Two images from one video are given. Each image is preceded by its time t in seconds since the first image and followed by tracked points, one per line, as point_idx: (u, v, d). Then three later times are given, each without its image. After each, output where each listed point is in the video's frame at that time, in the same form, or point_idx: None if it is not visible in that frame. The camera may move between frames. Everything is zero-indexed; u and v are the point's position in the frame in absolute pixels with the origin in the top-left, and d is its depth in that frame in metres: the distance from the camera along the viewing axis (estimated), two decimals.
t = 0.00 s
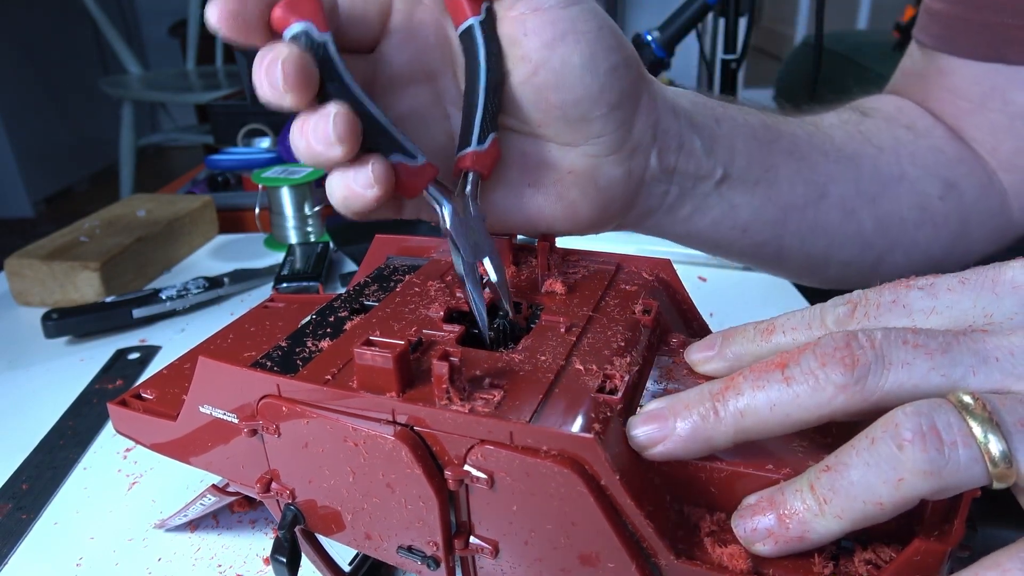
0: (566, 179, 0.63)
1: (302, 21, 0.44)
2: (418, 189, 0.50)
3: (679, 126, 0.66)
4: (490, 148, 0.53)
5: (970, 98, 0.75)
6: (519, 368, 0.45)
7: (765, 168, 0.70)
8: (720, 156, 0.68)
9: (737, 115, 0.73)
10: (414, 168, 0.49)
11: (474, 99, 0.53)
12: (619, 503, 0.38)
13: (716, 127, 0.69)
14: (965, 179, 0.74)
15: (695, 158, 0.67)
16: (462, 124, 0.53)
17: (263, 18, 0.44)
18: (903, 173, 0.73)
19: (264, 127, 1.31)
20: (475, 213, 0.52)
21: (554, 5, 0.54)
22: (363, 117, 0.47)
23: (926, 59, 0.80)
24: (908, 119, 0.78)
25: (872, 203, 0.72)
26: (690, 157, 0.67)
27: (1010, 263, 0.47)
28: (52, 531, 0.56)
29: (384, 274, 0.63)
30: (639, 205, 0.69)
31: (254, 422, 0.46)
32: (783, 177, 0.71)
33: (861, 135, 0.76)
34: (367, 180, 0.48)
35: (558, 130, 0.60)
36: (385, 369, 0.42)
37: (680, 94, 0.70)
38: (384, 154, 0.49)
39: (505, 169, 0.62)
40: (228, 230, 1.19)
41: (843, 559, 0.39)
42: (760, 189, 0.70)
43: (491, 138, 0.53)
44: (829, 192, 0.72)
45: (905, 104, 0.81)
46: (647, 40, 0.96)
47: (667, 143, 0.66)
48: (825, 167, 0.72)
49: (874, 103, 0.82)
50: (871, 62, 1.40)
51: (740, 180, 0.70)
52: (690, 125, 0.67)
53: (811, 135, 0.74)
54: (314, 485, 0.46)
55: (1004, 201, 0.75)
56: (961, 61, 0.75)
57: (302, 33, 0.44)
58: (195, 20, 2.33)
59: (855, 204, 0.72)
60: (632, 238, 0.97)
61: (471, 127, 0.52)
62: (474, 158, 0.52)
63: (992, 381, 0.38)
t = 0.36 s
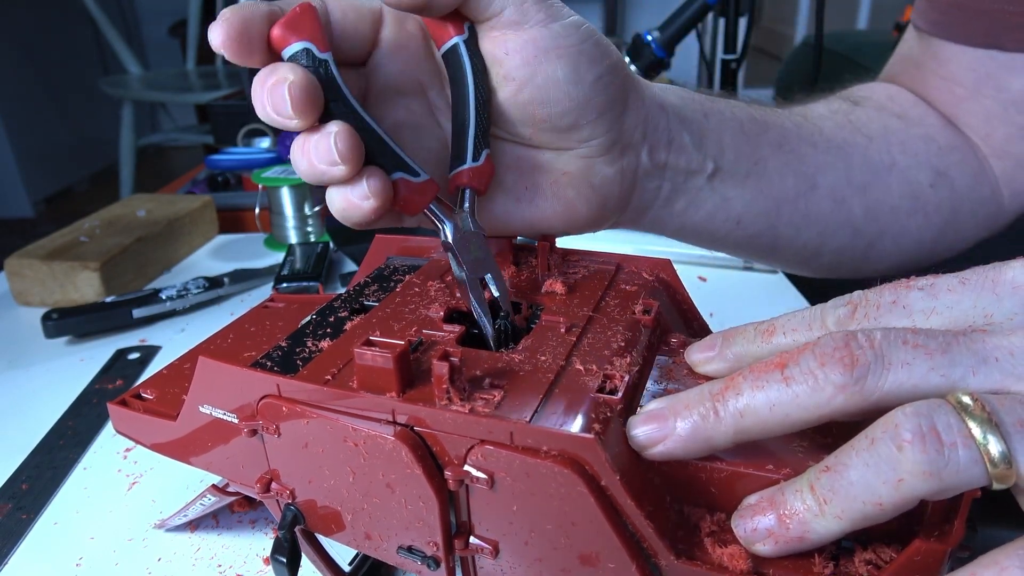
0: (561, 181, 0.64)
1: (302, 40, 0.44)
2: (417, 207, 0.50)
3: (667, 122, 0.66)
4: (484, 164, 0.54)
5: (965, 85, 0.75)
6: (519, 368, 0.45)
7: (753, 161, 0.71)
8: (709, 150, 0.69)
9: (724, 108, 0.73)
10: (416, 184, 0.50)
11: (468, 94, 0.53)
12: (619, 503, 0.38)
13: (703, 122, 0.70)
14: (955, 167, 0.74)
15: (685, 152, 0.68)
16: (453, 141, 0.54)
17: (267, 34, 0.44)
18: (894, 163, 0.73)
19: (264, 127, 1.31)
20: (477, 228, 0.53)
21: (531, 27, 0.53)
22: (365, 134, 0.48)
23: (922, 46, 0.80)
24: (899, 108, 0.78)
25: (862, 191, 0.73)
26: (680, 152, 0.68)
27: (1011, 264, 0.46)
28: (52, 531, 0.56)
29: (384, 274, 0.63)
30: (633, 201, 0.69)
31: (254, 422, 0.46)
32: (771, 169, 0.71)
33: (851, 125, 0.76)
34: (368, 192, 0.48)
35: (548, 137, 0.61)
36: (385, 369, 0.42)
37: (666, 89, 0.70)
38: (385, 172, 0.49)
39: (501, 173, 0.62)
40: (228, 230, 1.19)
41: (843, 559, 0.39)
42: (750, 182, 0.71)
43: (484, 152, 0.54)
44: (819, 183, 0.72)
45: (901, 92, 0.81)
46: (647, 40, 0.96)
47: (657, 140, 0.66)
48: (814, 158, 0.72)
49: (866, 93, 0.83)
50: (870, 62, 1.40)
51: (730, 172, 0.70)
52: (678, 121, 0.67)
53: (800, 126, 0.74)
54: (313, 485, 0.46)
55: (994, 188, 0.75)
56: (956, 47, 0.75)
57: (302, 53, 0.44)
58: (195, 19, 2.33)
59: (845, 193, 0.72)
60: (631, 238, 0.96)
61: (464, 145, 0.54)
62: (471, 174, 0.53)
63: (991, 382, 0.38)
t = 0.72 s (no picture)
0: (564, 182, 0.64)
1: (317, 34, 0.44)
2: (424, 207, 0.50)
3: (670, 118, 0.66)
4: (494, 163, 0.54)
5: (965, 82, 0.75)
6: (520, 368, 0.45)
7: (754, 158, 0.71)
8: (710, 148, 0.69)
9: (724, 107, 0.72)
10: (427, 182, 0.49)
11: (474, 103, 0.53)
12: (619, 503, 0.38)
13: (703, 121, 0.69)
14: (955, 164, 0.74)
15: (688, 152, 0.68)
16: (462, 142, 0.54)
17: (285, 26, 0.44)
18: (893, 159, 0.74)
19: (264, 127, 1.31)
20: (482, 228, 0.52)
21: (542, 49, 0.52)
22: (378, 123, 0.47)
23: (922, 42, 0.80)
24: (898, 105, 0.78)
25: (862, 187, 0.73)
26: (681, 151, 0.68)
27: (1010, 263, 0.46)
28: (52, 531, 0.56)
29: (385, 274, 0.63)
30: (635, 199, 0.69)
31: (255, 421, 0.46)
32: (774, 167, 0.71)
33: (850, 122, 0.76)
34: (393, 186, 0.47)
35: (551, 143, 0.61)
36: (386, 370, 0.42)
37: (666, 89, 0.69)
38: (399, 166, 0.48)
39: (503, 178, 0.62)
40: (228, 230, 1.19)
41: (843, 559, 0.39)
42: (752, 179, 0.71)
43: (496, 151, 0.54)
44: (819, 179, 0.72)
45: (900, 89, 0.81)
46: (647, 40, 0.96)
47: (659, 140, 0.66)
48: (814, 155, 0.72)
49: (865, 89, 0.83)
50: (870, 62, 1.40)
51: (733, 169, 0.70)
52: (679, 120, 0.67)
53: (800, 125, 0.74)
54: (314, 484, 0.46)
55: (992, 185, 0.76)
56: (955, 44, 0.75)
57: (315, 46, 0.44)
58: (194, 19, 2.33)
59: (846, 189, 0.72)
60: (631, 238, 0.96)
61: (473, 144, 0.53)
62: (479, 172, 0.53)
63: (988, 380, 0.38)
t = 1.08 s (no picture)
0: (564, 175, 0.64)
1: (307, 35, 0.44)
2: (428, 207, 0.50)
3: (674, 109, 0.66)
4: (490, 161, 0.55)
5: (969, 76, 0.76)
6: (522, 368, 0.45)
7: (763, 152, 0.71)
8: (717, 141, 0.69)
9: (730, 101, 0.72)
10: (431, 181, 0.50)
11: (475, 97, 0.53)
12: (619, 503, 0.38)
13: (710, 114, 0.69)
14: (961, 160, 0.74)
15: (694, 143, 0.68)
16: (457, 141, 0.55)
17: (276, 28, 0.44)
18: (900, 153, 0.73)
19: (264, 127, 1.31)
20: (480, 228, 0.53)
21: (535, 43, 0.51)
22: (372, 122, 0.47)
23: (927, 35, 0.80)
24: (902, 101, 0.78)
25: (869, 180, 0.73)
26: (687, 142, 0.67)
27: (1011, 262, 0.46)
28: (52, 531, 0.56)
29: (387, 273, 0.63)
30: (641, 194, 0.69)
31: (256, 421, 0.46)
32: (781, 161, 0.71)
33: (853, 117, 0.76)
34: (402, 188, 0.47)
35: (551, 138, 0.60)
36: (387, 369, 0.42)
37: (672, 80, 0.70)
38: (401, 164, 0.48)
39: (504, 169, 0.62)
40: (228, 230, 1.19)
41: (843, 561, 0.39)
42: (760, 174, 0.71)
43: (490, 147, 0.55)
44: (829, 174, 0.72)
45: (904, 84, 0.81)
46: (647, 40, 0.97)
47: (664, 132, 0.66)
48: (825, 150, 0.72)
49: (867, 88, 0.83)
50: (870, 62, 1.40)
51: (739, 164, 0.70)
52: (685, 112, 0.67)
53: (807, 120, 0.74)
54: (315, 484, 0.46)
55: (997, 181, 0.75)
56: (961, 38, 0.75)
57: (307, 48, 0.44)
58: (194, 19, 2.33)
59: (853, 182, 0.72)
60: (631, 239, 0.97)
61: (469, 143, 0.54)
62: (476, 172, 0.54)
63: (989, 380, 0.38)
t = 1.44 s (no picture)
0: (563, 167, 0.64)
1: (267, 76, 0.44)
2: (402, 224, 0.53)
3: (664, 94, 0.66)
4: (472, 173, 0.55)
5: (968, 70, 0.76)
6: (521, 367, 0.45)
7: (755, 135, 0.70)
8: (710, 123, 0.69)
9: (722, 85, 0.72)
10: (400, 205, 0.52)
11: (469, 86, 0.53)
12: (620, 503, 0.38)
13: (702, 96, 0.69)
14: (952, 152, 0.74)
15: (687, 126, 0.68)
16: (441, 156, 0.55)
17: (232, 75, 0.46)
18: (892, 145, 0.74)
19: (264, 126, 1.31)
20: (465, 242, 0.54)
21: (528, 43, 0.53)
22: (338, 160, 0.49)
23: (927, 30, 0.80)
24: (898, 93, 0.78)
25: (861, 171, 0.73)
26: (680, 126, 0.67)
27: (1009, 262, 0.46)
28: (52, 531, 0.56)
29: (387, 273, 0.63)
30: (640, 176, 0.68)
31: (256, 420, 0.46)
32: (774, 145, 0.71)
33: (848, 106, 0.76)
34: (342, 234, 0.52)
35: (546, 133, 0.61)
36: (386, 368, 0.42)
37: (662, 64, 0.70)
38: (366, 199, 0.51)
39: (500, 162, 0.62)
40: (228, 230, 1.19)
41: (842, 560, 0.39)
42: (753, 156, 0.70)
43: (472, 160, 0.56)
44: (820, 160, 0.72)
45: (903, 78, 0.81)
46: (647, 40, 0.97)
47: (658, 120, 0.66)
48: (816, 136, 0.72)
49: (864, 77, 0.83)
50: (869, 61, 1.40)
51: (732, 146, 0.70)
52: (675, 94, 0.67)
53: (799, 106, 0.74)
54: (315, 483, 0.46)
55: (991, 175, 0.76)
56: (960, 32, 0.75)
57: (268, 88, 0.45)
58: (195, 19, 2.33)
59: (846, 172, 0.72)
60: (630, 240, 0.97)
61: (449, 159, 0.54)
62: (458, 184, 0.54)
63: (987, 379, 0.38)
